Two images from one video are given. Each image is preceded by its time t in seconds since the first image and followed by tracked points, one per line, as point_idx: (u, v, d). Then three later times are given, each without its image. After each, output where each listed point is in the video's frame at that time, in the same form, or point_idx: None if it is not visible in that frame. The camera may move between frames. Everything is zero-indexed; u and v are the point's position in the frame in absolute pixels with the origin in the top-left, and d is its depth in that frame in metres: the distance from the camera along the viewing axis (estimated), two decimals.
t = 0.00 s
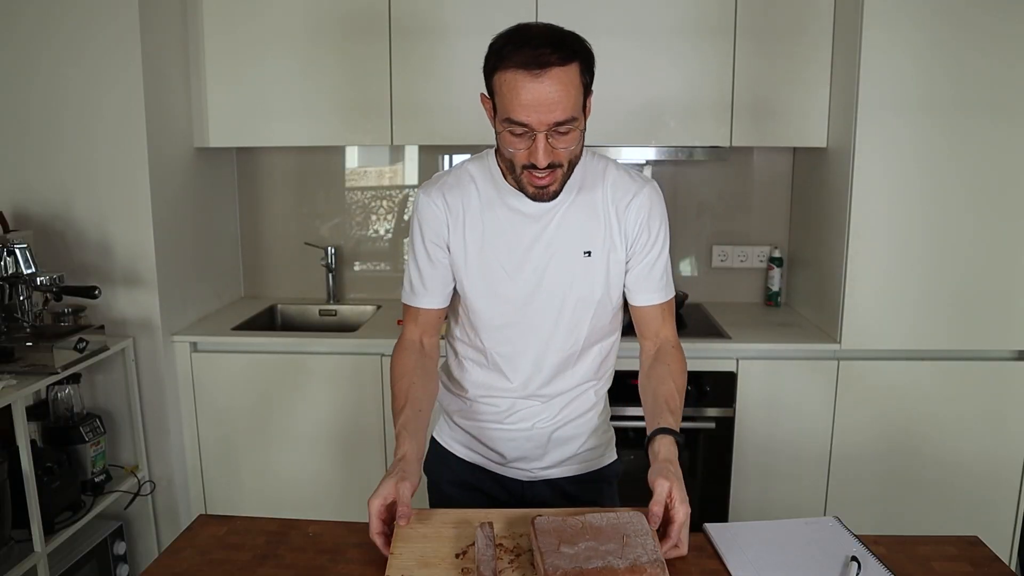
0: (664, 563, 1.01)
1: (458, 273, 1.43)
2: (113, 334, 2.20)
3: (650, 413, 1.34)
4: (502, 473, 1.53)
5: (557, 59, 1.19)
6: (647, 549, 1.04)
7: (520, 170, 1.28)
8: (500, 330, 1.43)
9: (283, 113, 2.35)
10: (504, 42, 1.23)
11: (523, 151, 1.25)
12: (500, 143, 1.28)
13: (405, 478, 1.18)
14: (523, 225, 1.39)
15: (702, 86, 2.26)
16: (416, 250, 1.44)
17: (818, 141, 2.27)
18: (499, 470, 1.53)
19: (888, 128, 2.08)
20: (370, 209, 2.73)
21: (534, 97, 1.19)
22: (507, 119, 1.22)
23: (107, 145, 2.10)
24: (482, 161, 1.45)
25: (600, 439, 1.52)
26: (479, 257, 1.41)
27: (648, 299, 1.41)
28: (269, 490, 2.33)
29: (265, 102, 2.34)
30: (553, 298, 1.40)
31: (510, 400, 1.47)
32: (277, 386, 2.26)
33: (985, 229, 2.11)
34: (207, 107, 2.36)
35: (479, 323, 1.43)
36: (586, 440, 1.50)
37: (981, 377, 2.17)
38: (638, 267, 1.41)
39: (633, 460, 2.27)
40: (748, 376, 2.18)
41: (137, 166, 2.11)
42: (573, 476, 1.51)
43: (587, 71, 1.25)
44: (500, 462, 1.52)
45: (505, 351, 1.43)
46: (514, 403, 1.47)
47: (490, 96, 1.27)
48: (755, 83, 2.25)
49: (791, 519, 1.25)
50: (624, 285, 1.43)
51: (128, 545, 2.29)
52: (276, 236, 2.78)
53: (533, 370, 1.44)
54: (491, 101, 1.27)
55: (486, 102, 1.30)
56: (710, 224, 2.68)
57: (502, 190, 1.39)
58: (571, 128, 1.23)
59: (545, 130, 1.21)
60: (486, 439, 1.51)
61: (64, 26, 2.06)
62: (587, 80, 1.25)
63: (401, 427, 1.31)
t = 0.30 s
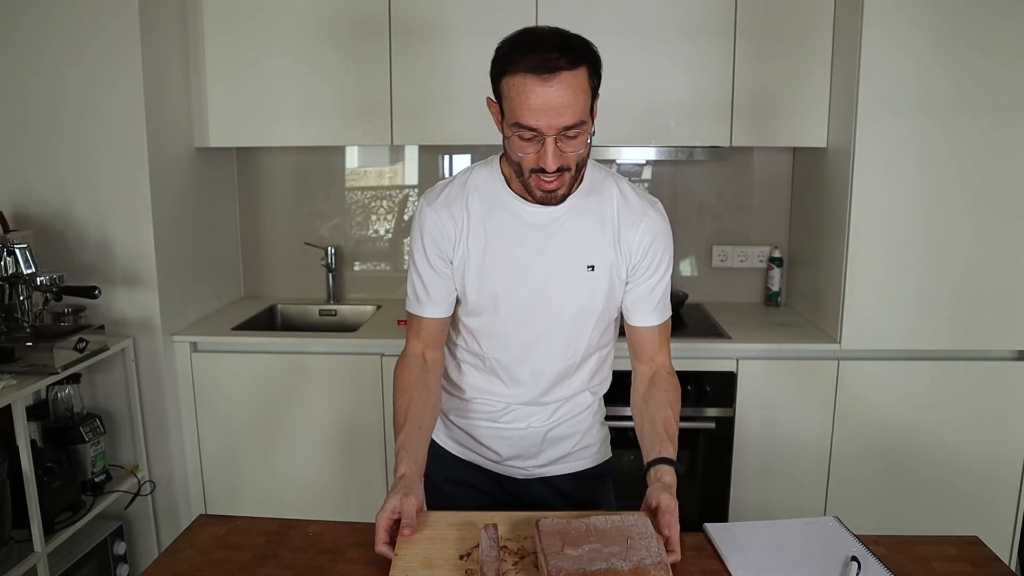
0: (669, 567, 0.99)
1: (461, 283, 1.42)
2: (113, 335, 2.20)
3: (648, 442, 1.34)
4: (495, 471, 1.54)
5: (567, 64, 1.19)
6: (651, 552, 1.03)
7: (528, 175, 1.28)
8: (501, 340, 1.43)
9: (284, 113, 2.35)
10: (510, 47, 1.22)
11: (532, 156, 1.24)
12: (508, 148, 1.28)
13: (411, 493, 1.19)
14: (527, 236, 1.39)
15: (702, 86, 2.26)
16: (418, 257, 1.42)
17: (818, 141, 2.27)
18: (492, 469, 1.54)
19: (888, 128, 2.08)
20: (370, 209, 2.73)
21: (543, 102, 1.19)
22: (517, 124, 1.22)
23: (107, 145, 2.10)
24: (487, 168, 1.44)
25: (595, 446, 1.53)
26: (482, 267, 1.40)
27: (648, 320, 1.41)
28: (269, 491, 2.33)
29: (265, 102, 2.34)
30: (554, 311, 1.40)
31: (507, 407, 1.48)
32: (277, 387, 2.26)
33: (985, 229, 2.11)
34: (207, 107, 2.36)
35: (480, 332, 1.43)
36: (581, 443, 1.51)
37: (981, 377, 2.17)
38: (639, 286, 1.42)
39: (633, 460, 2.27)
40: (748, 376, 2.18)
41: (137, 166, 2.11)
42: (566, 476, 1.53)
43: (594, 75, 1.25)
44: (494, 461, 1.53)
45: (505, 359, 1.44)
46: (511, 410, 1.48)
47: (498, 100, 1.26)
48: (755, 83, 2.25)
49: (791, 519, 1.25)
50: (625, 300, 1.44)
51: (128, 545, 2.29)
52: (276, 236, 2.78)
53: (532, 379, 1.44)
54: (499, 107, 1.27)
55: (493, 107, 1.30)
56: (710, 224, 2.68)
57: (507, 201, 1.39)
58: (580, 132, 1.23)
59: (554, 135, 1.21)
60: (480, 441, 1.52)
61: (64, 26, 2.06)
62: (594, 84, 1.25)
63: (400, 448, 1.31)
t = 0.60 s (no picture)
0: (668, 534, 1.02)
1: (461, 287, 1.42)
2: (113, 335, 2.20)
3: (643, 435, 1.36)
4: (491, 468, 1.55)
5: (573, 63, 1.19)
6: (650, 523, 1.05)
7: (532, 177, 1.27)
8: (501, 343, 1.43)
9: (284, 113, 2.35)
10: (515, 49, 1.23)
11: (536, 155, 1.24)
12: (512, 151, 1.28)
13: (407, 474, 1.19)
14: (528, 241, 1.39)
15: (702, 86, 2.26)
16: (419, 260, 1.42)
17: (818, 141, 2.28)
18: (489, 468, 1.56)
19: (887, 128, 2.08)
20: (370, 209, 2.73)
21: (549, 100, 1.19)
22: (522, 122, 1.21)
23: (107, 145, 2.10)
24: (490, 171, 1.43)
25: (593, 447, 1.54)
26: (482, 271, 1.40)
27: (647, 327, 1.42)
28: (269, 491, 2.33)
29: (265, 102, 2.34)
30: (555, 316, 1.41)
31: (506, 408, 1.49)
32: (277, 386, 2.26)
33: (985, 229, 2.11)
34: (207, 107, 2.36)
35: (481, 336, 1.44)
36: (577, 444, 1.52)
37: (981, 377, 2.17)
38: (639, 293, 1.43)
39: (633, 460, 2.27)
40: (749, 376, 2.18)
41: (137, 166, 2.11)
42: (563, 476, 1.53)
43: (600, 78, 1.25)
44: (492, 459, 1.54)
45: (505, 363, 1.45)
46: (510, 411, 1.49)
47: (502, 101, 1.26)
48: (755, 83, 2.25)
49: (790, 519, 1.25)
50: (625, 306, 1.44)
51: (128, 545, 2.29)
52: (276, 236, 2.78)
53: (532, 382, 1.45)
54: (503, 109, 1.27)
55: (498, 111, 1.30)
56: (710, 224, 2.68)
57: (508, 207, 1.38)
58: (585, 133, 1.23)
59: (559, 134, 1.20)
60: (479, 441, 1.53)
61: (64, 26, 2.06)
62: (599, 86, 1.25)
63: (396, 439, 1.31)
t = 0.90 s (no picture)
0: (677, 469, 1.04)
1: (460, 289, 1.43)
2: (112, 334, 2.20)
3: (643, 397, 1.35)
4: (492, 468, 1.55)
5: (563, 47, 1.24)
6: (659, 457, 1.07)
7: (523, 164, 1.27)
8: (502, 343, 1.45)
9: (284, 113, 2.35)
10: (509, 40, 1.28)
11: (526, 137, 1.25)
12: (503, 140, 1.29)
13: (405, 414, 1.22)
14: (527, 243, 1.38)
15: (703, 85, 2.26)
16: (417, 264, 1.43)
17: (818, 141, 2.27)
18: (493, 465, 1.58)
19: (887, 127, 2.08)
20: (370, 209, 2.73)
21: (540, 79, 1.23)
22: (513, 103, 1.25)
23: (107, 145, 2.10)
24: (486, 173, 1.44)
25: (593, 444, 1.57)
26: (481, 273, 1.41)
27: (646, 322, 1.43)
28: (269, 490, 2.33)
29: (265, 102, 2.34)
30: (555, 316, 1.41)
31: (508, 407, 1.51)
32: (277, 386, 2.26)
33: (985, 229, 2.11)
34: (207, 107, 2.36)
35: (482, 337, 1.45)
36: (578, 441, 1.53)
37: (981, 377, 2.17)
38: (639, 290, 1.43)
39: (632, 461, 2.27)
40: (748, 376, 2.18)
41: (137, 167, 2.11)
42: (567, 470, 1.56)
43: (591, 70, 1.30)
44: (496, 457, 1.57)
45: (506, 363, 1.46)
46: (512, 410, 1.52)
47: (496, 92, 1.31)
48: (755, 84, 2.25)
49: (790, 519, 1.25)
50: (624, 304, 1.45)
51: (128, 544, 2.29)
52: (276, 236, 2.78)
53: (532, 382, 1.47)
54: (497, 100, 1.30)
55: (491, 107, 1.33)
56: (710, 224, 2.68)
57: (506, 209, 1.38)
58: (574, 116, 1.26)
59: (549, 113, 1.24)
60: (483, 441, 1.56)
61: (64, 26, 2.06)
62: (590, 77, 1.30)
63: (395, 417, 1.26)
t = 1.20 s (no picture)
0: (665, 439, 1.09)
1: (464, 294, 1.43)
2: (112, 335, 2.20)
3: (644, 372, 1.39)
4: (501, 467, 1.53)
5: (558, 44, 1.24)
6: (647, 426, 1.12)
7: (519, 162, 1.28)
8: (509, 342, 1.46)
9: (284, 113, 2.35)
10: (503, 39, 1.28)
11: (522, 134, 1.26)
12: (498, 139, 1.29)
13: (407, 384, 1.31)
14: (528, 242, 1.38)
15: (703, 85, 2.26)
16: (420, 272, 1.43)
17: (818, 141, 2.28)
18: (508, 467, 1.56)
19: (887, 128, 2.08)
20: (370, 209, 2.73)
21: (535, 76, 1.23)
22: (508, 100, 1.25)
23: (107, 145, 2.10)
24: (481, 177, 1.43)
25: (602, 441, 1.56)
26: (484, 276, 1.41)
27: (650, 308, 1.46)
28: (269, 490, 2.33)
29: (265, 102, 2.34)
30: (559, 313, 1.42)
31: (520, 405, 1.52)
32: (277, 386, 2.26)
33: (985, 230, 2.11)
34: (207, 107, 2.36)
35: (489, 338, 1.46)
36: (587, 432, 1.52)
37: (981, 377, 2.17)
38: (640, 278, 1.44)
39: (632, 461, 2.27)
40: (748, 376, 2.18)
41: (137, 167, 2.11)
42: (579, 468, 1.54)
43: (586, 67, 1.30)
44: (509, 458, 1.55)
45: (514, 363, 1.48)
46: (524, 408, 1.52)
47: (491, 89, 1.31)
48: (755, 84, 2.25)
49: (790, 519, 1.25)
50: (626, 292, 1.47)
51: (128, 544, 2.29)
52: (276, 236, 2.78)
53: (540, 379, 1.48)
54: (492, 99, 1.31)
55: (487, 106, 1.34)
56: (710, 224, 2.68)
57: (505, 211, 1.38)
58: (570, 112, 1.26)
59: (544, 109, 1.24)
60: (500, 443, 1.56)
61: (64, 26, 2.06)
62: (585, 73, 1.30)
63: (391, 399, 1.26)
